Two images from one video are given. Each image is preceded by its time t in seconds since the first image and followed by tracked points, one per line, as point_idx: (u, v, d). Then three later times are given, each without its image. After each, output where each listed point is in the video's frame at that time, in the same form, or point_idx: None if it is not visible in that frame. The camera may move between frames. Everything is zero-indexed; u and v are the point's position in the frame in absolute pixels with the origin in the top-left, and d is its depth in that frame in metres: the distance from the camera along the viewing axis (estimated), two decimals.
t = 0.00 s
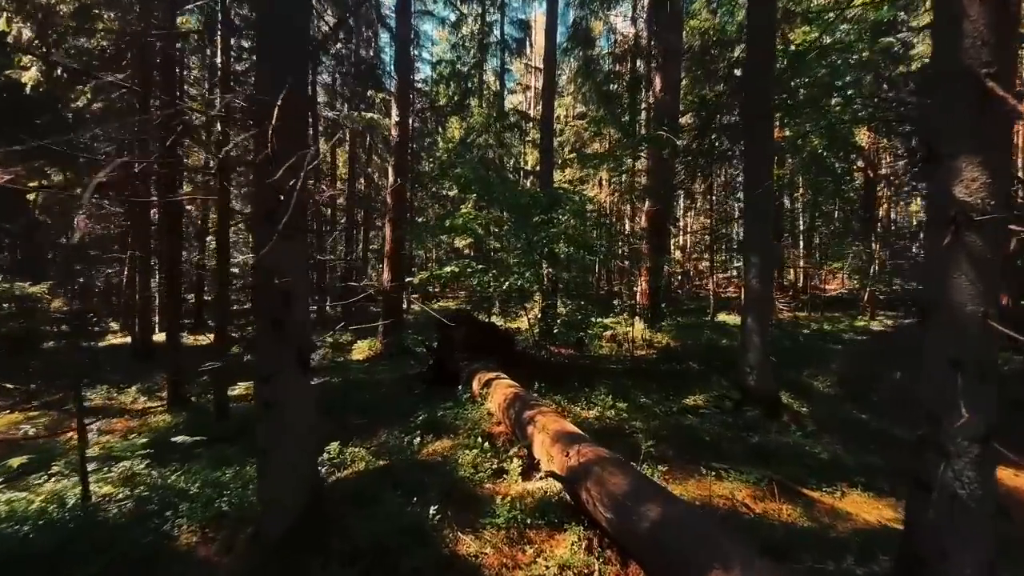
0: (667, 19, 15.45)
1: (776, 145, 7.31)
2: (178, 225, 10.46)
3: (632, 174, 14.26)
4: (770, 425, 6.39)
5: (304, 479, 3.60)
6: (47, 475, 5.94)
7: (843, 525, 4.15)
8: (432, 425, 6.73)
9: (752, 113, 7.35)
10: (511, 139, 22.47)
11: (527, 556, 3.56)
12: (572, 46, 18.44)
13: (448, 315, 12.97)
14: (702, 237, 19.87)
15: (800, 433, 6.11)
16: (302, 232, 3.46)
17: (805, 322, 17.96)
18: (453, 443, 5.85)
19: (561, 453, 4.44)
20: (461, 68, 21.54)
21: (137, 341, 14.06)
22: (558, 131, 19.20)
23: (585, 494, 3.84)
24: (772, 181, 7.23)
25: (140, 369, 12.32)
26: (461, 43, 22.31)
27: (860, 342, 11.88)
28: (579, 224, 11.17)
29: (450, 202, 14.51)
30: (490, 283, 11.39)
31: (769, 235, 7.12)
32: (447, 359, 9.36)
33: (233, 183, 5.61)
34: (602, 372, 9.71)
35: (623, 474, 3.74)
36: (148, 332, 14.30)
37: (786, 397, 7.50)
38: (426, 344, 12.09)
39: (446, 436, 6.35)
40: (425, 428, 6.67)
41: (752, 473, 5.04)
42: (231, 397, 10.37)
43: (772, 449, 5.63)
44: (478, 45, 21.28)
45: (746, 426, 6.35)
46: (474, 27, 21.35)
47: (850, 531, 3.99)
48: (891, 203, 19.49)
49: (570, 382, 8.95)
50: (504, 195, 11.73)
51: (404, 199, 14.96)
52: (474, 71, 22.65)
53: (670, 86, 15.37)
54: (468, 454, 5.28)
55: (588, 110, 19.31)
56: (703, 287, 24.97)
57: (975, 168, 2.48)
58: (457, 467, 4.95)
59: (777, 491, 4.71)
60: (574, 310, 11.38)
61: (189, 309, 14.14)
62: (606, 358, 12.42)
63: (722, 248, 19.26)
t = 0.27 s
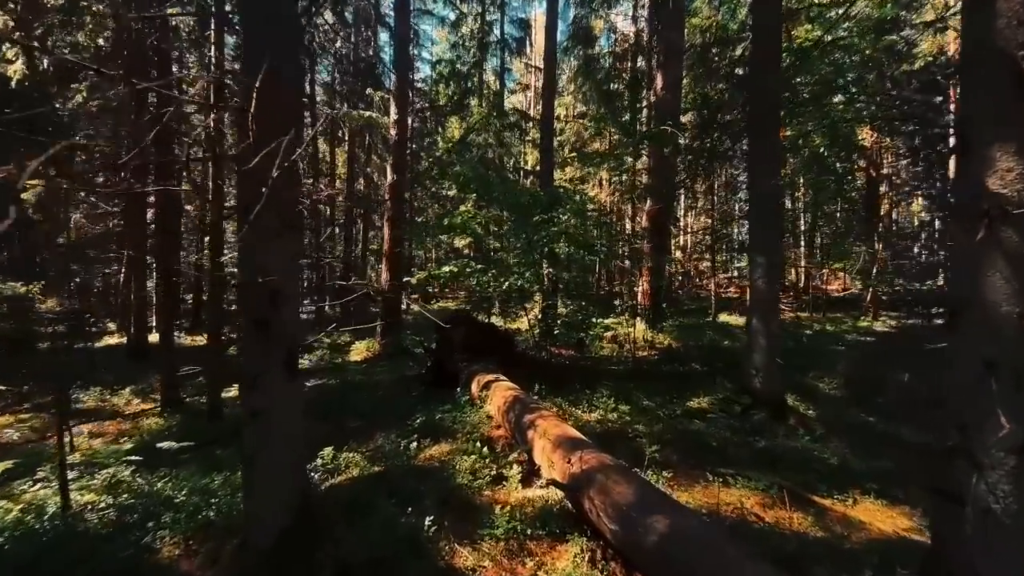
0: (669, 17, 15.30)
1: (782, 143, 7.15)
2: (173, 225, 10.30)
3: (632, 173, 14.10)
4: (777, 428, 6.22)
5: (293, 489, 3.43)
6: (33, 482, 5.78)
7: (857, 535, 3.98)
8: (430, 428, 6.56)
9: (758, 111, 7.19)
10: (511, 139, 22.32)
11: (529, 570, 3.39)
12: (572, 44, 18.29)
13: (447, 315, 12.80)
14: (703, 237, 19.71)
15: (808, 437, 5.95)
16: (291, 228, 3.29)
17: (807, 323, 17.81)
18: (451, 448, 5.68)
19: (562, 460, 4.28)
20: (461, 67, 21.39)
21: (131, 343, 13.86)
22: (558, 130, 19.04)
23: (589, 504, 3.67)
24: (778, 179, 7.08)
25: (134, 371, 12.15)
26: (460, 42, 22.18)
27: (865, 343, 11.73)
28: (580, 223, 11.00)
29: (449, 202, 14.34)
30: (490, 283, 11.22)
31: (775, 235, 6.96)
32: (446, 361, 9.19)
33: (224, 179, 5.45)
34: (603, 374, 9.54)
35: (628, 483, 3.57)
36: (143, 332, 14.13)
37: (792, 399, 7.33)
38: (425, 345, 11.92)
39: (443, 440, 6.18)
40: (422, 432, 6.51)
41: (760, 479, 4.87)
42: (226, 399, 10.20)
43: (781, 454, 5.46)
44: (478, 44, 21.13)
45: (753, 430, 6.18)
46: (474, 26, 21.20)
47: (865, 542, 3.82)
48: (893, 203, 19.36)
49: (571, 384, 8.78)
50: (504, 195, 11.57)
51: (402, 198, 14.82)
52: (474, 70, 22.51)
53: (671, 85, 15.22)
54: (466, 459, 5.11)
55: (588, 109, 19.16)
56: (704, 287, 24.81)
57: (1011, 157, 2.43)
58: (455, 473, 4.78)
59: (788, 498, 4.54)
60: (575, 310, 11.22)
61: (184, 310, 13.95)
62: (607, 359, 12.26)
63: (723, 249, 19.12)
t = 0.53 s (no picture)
0: (670, 16, 15.18)
1: (785, 141, 7.03)
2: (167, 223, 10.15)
3: (632, 172, 13.99)
4: (782, 430, 6.09)
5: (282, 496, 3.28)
6: (19, 485, 5.62)
7: (871, 543, 3.83)
8: (427, 430, 6.42)
9: (761, 107, 7.04)
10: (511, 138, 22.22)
11: None
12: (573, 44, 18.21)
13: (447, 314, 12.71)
14: (703, 237, 19.60)
15: (814, 439, 5.82)
16: (278, 222, 3.14)
17: (809, 323, 17.68)
18: (449, 450, 5.55)
19: (563, 463, 4.15)
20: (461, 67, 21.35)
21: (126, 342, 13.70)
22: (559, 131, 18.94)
23: (591, 510, 3.54)
24: (782, 177, 6.97)
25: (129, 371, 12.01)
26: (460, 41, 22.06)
27: (866, 343, 11.64)
28: (580, 222, 10.87)
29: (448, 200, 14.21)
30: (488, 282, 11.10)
31: (779, 234, 6.84)
32: (444, 361, 9.04)
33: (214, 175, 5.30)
34: (604, 374, 9.40)
35: (631, 487, 3.45)
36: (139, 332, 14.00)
37: (797, 400, 7.20)
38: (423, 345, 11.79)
39: (441, 442, 6.04)
40: (419, 434, 6.37)
41: (767, 483, 4.73)
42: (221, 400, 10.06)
43: (787, 457, 5.32)
44: (478, 43, 21.03)
45: (758, 432, 6.05)
46: (474, 25, 21.10)
47: (877, 549, 3.68)
48: (895, 203, 19.27)
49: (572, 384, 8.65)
50: (503, 193, 11.44)
51: (401, 197, 14.71)
52: (473, 70, 22.41)
53: (672, 84, 15.11)
54: (463, 462, 4.98)
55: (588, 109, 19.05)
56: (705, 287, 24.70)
57: None
58: (452, 477, 4.65)
59: (798, 502, 4.40)
60: (575, 310, 11.08)
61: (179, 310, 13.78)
62: (607, 359, 12.15)
63: (724, 248, 19.02)
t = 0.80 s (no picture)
0: (671, 11, 15.00)
1: (791, 133, 6.82)
2: (158, 218, 9.97)
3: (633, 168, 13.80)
4: (788, 429, 5.88)
5: (257, 500, 3.07)
6: None
7: (887, 547, 3.63)
8: (421, 429, 6.22)
9: (765, 97, 6.83)
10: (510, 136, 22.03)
11: None
12: (573, 40, 18.04)
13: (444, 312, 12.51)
14: (704, 235, 19.41)
15: (822, 438, 5.61)
16: (250, 206, 2.94)
17: (811, 321, 17.48)
18: (442, 450, 5.34)
19: (560, 464, 3.96)
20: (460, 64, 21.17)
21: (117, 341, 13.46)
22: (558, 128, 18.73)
23: (589, 513, 3.34)
24: (786, 170, 6.78)
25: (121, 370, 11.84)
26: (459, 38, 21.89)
27: (871, 341, 11.45)
28: (579, 218, 10.65)
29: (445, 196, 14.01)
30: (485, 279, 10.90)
31: (784, 229, 6.64)
32: (440, 358, 8.82)
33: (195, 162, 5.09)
34: (604, 373, 9.19)
35: (634, 489, 3.25)
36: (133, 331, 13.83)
37: (803, 399, 6.99)
38: (420, 343, 11.60)
39: (434, 442, 5.84)
40: (412, 434, 6.17)
41: (774, 484, 4.52)
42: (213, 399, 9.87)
43: (794, 457, 5.12)
44: (477, 40, 20.87)
45: (764, 431, 5.84)
46: (473, 22, 20.94)
47: (892, 554, 3.48)
48: (897, 200, 19.11)
49: (571, 382, 8.44)
50: (502, 189, 11.23)
51: (398, 194, 14.52)
52: (472, 67, 22.23)
53: (673, 79, 14.93)
54: (456, 462, 4.78)
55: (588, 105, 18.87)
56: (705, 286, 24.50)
57: None
58: (444, 478, 4.44)
59: (808, 505, 4.19)
60: (574, 307, 10.88)
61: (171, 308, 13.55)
62: (607, 358, 11.95)
63: (725, 246, 18.83)
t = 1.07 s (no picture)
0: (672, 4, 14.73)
1: (797, 122, 6.54)
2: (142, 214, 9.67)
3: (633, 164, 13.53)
4: (795, 432, 5.62)
5: (219, 513, 2.82)
6: None
7: (906, 561, 3.37)
8: (411, 433, 5.98)
9: (770, 84, 6.54)
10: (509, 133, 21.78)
11: None
12: (572, 35, 17.77)
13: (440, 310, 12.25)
14: (705, 233, 19.12)
15: (831, 442, 5.34)
16: (205, 189, 2.74)
17: (814, 320, 17.21)
18: (431, 455, 5.09)
19: (554, 470, 3.72)
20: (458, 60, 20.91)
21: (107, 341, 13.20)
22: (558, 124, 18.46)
23: (584, 524, 3.11)
24: (793, 160, 6.49)
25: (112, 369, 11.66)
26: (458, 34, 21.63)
27: (877, 340, 11.18)
28: (578, 214, 10.38)
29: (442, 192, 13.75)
30: (481, 276, 10.65)
31: (790, 222, 6.36)
32: (434, 358, 8.56)
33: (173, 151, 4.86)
34: (603, 373, 8.94)
35: (633, 500, 3.00)
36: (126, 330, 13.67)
37: (809, 399, 6.73)
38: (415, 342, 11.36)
39: (424, 446, 5.59)
40: (402, 437, 5.93)
41: (782, 491, 4.26)
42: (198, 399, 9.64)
43: (803, 461, 4.85)
44: (476, 36, 20.60)
45: (770, 434, 5.58)
46: (471, 18, 20.67)
47: (914, 569, 3.22)
48: (902, 198, 18.84)
49: (569, 382, 8.18)
50: (498, 184, 10.96)
51: (393, 190, 14.28)
52: (471, 64, 21.98)
53: (675, 74, 14.66)
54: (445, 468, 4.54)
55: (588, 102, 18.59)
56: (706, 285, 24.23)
57: None
58: (431, 485, 4.19)
59: (819, 513, 3.94)
60: (573, 305, 10.62)
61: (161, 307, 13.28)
62: (607, 357, 11.69)
63: (727, 244, 18.55)
